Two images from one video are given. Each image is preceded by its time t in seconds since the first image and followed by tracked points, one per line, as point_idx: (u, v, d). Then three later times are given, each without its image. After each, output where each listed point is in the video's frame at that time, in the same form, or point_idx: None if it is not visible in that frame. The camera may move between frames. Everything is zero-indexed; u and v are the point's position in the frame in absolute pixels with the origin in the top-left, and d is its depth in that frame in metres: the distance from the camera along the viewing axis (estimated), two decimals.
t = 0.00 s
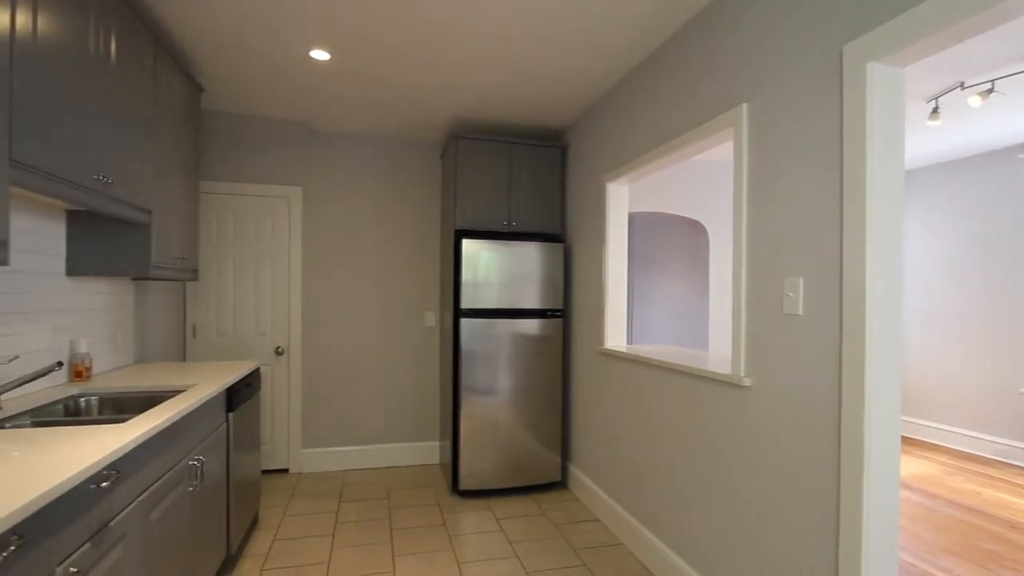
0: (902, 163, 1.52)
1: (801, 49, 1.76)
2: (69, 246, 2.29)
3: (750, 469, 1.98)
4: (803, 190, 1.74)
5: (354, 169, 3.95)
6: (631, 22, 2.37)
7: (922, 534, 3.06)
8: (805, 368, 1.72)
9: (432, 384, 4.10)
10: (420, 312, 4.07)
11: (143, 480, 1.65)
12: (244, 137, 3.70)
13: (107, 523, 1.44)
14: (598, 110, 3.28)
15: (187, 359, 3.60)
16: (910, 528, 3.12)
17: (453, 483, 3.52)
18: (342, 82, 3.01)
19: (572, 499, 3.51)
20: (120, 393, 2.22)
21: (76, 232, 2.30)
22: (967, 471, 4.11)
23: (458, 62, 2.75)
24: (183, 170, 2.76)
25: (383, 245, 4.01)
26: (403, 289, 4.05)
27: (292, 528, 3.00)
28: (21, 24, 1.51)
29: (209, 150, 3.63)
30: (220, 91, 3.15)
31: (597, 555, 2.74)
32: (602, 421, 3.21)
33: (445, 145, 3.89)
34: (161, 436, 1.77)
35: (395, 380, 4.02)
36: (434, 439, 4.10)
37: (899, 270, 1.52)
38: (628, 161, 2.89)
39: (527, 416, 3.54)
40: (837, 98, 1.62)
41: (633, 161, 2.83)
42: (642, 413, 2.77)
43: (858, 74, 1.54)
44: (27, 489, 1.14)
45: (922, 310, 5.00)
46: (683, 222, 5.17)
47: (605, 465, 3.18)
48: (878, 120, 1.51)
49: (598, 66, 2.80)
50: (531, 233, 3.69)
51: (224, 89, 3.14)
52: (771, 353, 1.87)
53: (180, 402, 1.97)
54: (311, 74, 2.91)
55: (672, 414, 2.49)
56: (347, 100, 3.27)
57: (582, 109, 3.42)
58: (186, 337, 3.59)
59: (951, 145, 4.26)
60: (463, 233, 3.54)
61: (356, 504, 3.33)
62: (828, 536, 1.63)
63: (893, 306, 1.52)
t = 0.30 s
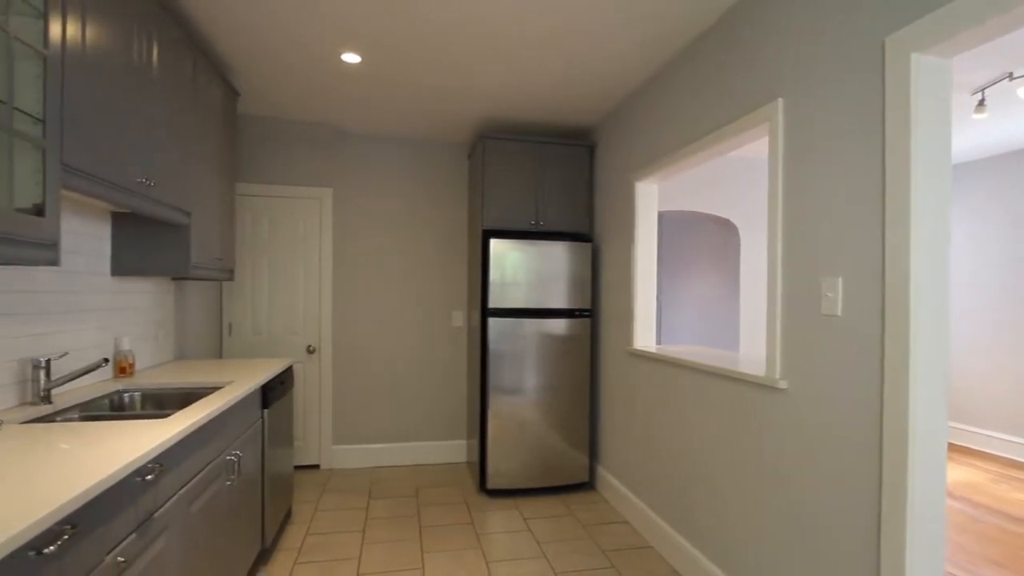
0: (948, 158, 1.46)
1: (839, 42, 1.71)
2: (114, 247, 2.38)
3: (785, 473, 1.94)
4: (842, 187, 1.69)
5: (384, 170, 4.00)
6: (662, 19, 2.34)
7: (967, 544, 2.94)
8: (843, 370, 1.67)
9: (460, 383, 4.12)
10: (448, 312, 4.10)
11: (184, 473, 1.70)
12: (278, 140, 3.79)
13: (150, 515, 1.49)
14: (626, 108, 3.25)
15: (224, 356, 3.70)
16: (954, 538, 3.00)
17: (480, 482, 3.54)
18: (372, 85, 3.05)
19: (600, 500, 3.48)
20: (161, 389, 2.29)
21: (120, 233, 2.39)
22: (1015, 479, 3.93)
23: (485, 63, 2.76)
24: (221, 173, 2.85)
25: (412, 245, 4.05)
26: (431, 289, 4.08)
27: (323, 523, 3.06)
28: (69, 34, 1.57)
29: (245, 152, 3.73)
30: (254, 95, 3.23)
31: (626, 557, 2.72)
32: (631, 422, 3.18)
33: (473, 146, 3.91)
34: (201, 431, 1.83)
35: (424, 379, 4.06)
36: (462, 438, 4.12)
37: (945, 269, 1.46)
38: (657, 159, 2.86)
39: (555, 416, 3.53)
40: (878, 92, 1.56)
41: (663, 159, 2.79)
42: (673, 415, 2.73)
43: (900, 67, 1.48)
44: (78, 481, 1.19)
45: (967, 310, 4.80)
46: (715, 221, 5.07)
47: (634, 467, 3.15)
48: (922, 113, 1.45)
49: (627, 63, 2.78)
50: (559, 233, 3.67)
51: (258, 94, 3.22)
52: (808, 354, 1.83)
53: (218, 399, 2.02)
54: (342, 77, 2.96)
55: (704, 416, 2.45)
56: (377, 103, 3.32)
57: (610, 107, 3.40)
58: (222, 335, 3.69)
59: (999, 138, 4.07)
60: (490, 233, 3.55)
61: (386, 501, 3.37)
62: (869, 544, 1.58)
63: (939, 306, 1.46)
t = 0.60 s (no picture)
0: (1001, 153, 1.40)
1: (882, 35, 1.65)
2: (155, 248, 2.46)
3: (823, 478, 1.88)
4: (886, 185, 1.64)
5: (412, 170, 4.04)
6: (695, 15, 2.30)
7: (1015, 555, 2.81)
8: (887, 373, 1.62)
9: (487, 382, 4.14)
10: (476, 311, 4.12)
11: (223, 468, 1.75)
12: (310, 142, 3.86)
13: (192, 508, 1.53)
14: (656, 105, 3.20)
15: (258, 353, 3.79)
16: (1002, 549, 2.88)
17: (508, 481, 3.54)
18: (401, 86, 3.08)
19: (629, 502, 3.45)
20: (200, 386, 2.36)
21: (161, 234, 2.47)
22: None
23: (514, 63, 2.76)
24: (256, 175, 2.91)
25: (440, 245, 4.08)
26: (459, 289, 4.10)
27: (354, 519, 3.11)
28: (115, 42, 1.63)
29: (278, 154, 3.82)
30: (288, 98, 3.30)
31: (656, 561, 2.68)
32: (661, 423, 3.14)
33: (500, 146, 3.92)
34: (239, 427, 1.88)
35: (451, 378, 4.09)
36: (489, 437, 4.14)
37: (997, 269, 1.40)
38: (689, 157, 2.82)
39: (582, 416, 3.51)
40: (924, 85, 1.51)
41: (694, 157, 2.75)
42: (704, 417, 2.69)
43: (948, 59, 1.43)
44: (126, 474, 1.23)
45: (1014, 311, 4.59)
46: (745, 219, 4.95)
47: (664, 469, 3.11)
48: (972, 107, 1.39)
49: (658, 60, 2.74)
50: (587, 232, 3.65)
51: (292, 97, 3.28)
52: (848, 356, 1.77)
53: (255, 396, 2.08)
54: (372, 80, 2.99)
55: (737, 418, 2.41)
56: (406, 104, 3.36)
57: (640, 104, 3.36)
58: (256, 333, 3.78)
59: None
60: (518, 233, 3.55)
61: (414, 498, 3.40)
62: (913, 553, 1.53)
63: (991, 308, 1.40)
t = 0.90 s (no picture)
0: None
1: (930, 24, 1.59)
2: (195, 248, 2.53)
3: (864, 483, 1.82)
4: (934, 179, 1.57)
5: (442, 170, 4.06)
6: (729, 8, 2.25)
7: None
8: (934, 374, 1.56)
9: (515, 382, 4.14)
10: (504, 310, 4.12)
11: (261, 462, 1.79)
12: (342, 143, 3.92)
13: (232, 501, 1.57)
14: (688, 101, 3.15)
15: (291, 351, 3.88)
16: None
17: (536, 480, 3.54)
18: (431, 87, 3.10)
19: (659, 503, 3.41)
20: (237, 382, 2.42)
21: (201, 234, 2.54)
22: None
23: (543, 62, 2.76)
24: (290, 176, 2.98)
25: (468, 244, 4.10)
26: (487, 288, 4.11)
27: (384, 515, 3.14)
28: (158, 48, 1.68)
29: (311, 156, 3.89)
30: (321, 101, 3.36)
31: (688, 564, 2.64)
32: (692, 424, 3.09)
33: (529, 144, 3.91)
34: (276, 422, 1.92)
35: (479, 377, 4.10)
36: (517, 436, 4.14)
37: None
38: (722, 154, 2.76)
39: (611, 416, 3.48)
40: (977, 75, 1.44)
41: (727, 153, 2.69)
42: (738, 418, 2.63)
43: (1003, 47, 1.36)
44: (171, 467, 1.27)
45: None
46: (779, 216, 4.84)
47: (695, 471, 3.06)
48: None
49: (691, 56, 2.70)
50: (616, 231, 3.62)
51: (324, 100, 3.34)
52: (892, 357, 1.71)
53: (290, 392, 2.12)
54: (403, 81, 3.03)
55: (772, 420, 2.35)
56: (437, 105, 3.38)
57: (671, 101, 3.31)
58: (290, 331, 3.87)
59: None
60: (547, 232, 3.54)
61: (444, 496, 3.43)
62: (963, 563, 1.47)
63: None
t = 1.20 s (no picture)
0: None
1: (982, 11, 1.52)
2: (233, 248, 2.60)
3: (910, 488, 1.76)
4: (988, 172, 1.50)
5: (471, 170, 4.08)
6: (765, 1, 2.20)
7: None
8: (988, 377, 1.49)
9: (544, 381, 4.13)
10: (532, 310, 4.12)
11: (297, 458, 1.83)
12: (373, 145, 3.98)
13: (270, 496, 1.61)
14: (721, 96, 3.08)
15: (324, 349, 3.95)
16: None
17: (565, 480, 3.52)
18: (461, 87, 3.11)
19: (690, 506, 3.35)
20: (273, 379, 2.48)
21: (239, 235, 2.61)
22: None
23: (573, 61, 2.74)
24: (324, 177, 3.03)
25: (497, 243, 4.10)
26: (515, 287, 4.11)
27: (414, 512, 3.17)
28: (199, 54, 1.73)
29: (343, 157, 3.95)
30: (353, 103, 3.42)
31: (721, 569, 2.59)
32: (725, 426, 3.03)
33: (558, 143, 3.90)
34: (312, 418, 1.96)
35: (508, 376, 4.11)
36: (546, 436, 4.12)
37: None
38: (757, 150, 2.70)
39: (641, 417, 3.44)
40: None
41: (763, 149, 2.63)
42: (774, 421, 2.56)
43: None
44: (214, 460, 1.31)
45: None
46: (816, 212, 4.70)
47: (728, 473, 3.00)
48: None
49: (724, 50, 2.65)
50: (647, 229, 3.58)
51: (356, 102, 3.39)
52: (941, 358, 1.64)
53: (324, 389, 2.16)
54: (434, 82, 3.05)
55: (810, 423, 2.29)
56: (466, 105, 3.40)
57: (703, 97, 3.25)
58: (322, 330, 3.94)
59: None
60: (576, 231, 3.52)
61: (473, 495, 3.44)
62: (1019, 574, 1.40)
63: None
